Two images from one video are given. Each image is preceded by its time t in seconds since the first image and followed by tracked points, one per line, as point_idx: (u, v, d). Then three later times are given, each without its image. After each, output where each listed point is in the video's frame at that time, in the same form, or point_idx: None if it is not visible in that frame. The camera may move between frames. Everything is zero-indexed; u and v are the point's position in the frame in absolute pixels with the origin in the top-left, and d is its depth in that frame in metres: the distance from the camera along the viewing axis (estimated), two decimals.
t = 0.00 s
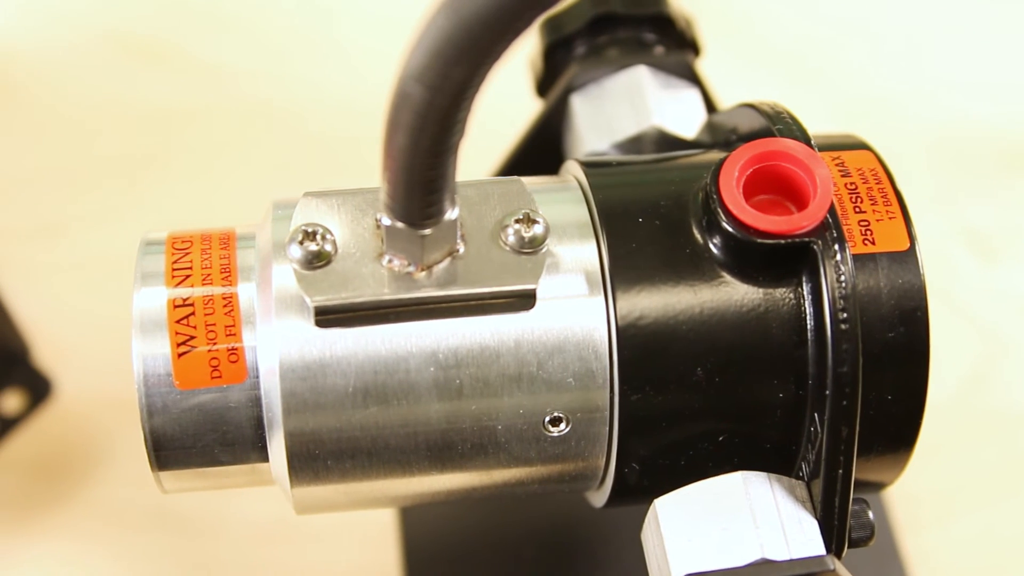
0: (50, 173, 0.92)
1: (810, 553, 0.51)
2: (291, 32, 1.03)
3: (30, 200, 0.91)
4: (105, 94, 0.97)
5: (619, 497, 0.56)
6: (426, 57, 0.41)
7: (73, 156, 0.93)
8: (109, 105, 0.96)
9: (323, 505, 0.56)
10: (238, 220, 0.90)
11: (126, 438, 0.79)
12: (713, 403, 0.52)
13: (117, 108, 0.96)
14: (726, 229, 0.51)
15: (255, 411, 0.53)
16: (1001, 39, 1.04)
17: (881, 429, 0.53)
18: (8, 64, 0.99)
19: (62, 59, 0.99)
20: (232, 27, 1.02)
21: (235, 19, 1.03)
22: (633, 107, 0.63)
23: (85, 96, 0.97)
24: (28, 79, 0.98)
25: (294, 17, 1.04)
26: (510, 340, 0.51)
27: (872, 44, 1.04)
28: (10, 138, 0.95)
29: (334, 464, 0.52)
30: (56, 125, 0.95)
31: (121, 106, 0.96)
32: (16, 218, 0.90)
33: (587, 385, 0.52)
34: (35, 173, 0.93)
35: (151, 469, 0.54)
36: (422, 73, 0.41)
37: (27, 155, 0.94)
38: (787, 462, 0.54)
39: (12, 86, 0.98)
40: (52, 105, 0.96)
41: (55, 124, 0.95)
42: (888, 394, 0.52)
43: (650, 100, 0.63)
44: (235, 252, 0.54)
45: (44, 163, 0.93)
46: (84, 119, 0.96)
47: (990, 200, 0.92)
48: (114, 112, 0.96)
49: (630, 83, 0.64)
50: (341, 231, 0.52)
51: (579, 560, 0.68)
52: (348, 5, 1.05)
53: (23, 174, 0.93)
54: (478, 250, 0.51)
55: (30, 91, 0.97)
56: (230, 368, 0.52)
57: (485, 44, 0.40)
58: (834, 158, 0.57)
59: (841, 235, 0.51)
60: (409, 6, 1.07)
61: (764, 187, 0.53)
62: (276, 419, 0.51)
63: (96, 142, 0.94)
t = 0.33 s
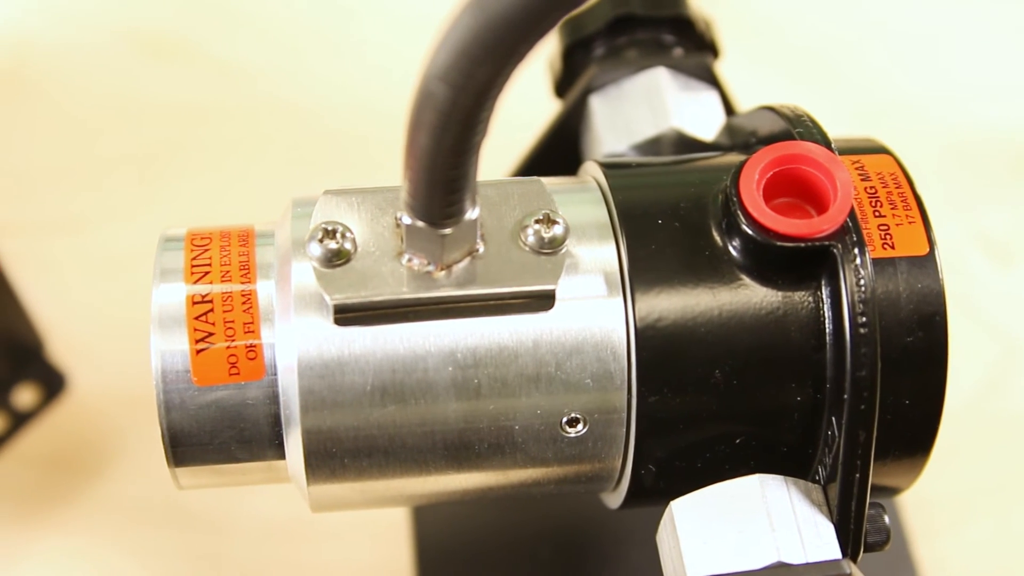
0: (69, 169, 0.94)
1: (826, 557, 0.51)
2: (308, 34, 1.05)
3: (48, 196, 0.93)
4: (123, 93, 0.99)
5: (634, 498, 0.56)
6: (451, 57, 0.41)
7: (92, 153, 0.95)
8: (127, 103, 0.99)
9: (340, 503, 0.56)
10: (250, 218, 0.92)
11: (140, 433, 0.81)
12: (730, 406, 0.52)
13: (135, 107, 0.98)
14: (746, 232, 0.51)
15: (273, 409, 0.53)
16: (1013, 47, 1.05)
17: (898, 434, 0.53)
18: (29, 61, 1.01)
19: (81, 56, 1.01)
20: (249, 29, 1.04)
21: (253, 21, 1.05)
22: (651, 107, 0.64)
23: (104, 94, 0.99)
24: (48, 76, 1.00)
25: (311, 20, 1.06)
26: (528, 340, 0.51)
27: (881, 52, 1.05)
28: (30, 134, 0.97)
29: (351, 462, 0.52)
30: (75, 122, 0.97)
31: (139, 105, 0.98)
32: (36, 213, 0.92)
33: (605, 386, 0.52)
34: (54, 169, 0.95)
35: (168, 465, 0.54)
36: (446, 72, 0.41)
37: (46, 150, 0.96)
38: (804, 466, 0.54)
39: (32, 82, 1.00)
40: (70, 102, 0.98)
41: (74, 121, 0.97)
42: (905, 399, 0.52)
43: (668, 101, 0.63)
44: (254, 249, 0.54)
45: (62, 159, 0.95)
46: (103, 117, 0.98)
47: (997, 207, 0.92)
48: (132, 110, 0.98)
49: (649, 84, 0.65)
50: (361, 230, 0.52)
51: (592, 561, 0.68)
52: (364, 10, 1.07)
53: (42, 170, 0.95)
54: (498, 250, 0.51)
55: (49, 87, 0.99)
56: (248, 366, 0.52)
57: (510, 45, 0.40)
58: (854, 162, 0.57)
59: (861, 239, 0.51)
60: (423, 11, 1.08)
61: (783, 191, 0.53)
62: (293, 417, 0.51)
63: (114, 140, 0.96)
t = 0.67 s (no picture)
0: (87, 166, 0.96)
1: (841, 561, 0.51)
2: (323, 34, 1.06)
3: (68, 192, 0.95)
4: (142, 91, 1.01)
5: (649, 500, 0.56)
6: (475, 56, 0.41)
7: (110, 150, 0.97)
8: (145, 102, 1.00)
9: (355, 502, 0.56)
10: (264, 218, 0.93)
11: (154, 428, 0.83)
12: (747, 409, 0.52)
13: (153, 106, 1.00)
14: (765, 235, 0.51)
15: (290, 406, 0.53)
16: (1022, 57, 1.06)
17: (915, 439, 0.53)
18: (47, 57, 1.02)
19: (99, 53, 1.02)
20: (266, 28, 1.06)
21: (270, 20, 1.06)
22: (670, 109, 0.64)
23: (121, 92, 1.00)
24: (67, 74, 1.02)
25: (326, 20, 1.07)
26: (546, 341, 0.51)
27: (889, 60, 1.06)
28: (48, 130, 0.98)
29: (367, 460, 0.52)
30: (93, 119, 0.99)
31: (157, 103, 1.00)
32: (54, 209, 0.94)
33: (622, 388, 0.52)
34: (73, 165, 0.96)
35: (184, 461, 0.54)
36: (471, 72, 0.41)
37: (63, 146, 0.97)
38: (820, 470, 0.54)
39: (51, 81, 1.01)
40: (89, 99, 1.00)
41: (92, 118, 0.99)
42: (923, 403, 0.52)
43: (687, 102, 0.64)
44: (273, 247, 0.54)
45: (80, 156, 0.97)
46: (121, 114, 0.99)
47: (1010, 216, 0.94)
48: (151, 108, 1.00)
49: (668, 85, 0.65)
50: (379, 229, 0.52)
51: (604, 562, 0.68)
52: (378, 12, 1.08)
53: (60, 166, 0.96)
54: (517, 250, 0.51)
55: (67, 86, 1.01)
56: (266, 363, 0.52)
57: (534, 44, 0.40)
58: (873, 166, 0.57)
59: (880, 243, 0.51)
60: (438, 12, 1.09)
61: (803, 194, 0.53)
62: (310, 415, 0.51)
63: (132, 138, 0.98)
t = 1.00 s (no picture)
0: (100, 162, 0.96)
1: (856, 565, 0.50)
2: (337, 31, 1.06)
3: (81, 187, 0.95)
4: (157, 87, 1.01)
5: (665, 502, 0.56)
6: (499, 56, 0.41)
7: (124, 145, 0.97)
8: (160, 98, 1.00)
9: (371, 500, 0.56)
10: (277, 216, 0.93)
11: (167, 425, 0.83)
12: (763, 412, 0.52)
13: (168, 102, 1.00)
14: (784, 237, 0.51)
15: (306, 404, 0.53)
16: None
17: (931, 443, 0.53)
18: (62, 51, 1.03)
19: (113, 50, 1.03)
20: (280, 25, 1.06)
21: (285, 17, 1.06)
22: (688, 109, 0.64)
23: (135, 88, 1.01)
24: (80, 71, 1.02)
25: (341, 18, 1.07)
26: (564, 341, 0.51)
27: (901, 63, 1.06)
28: (61, 125, 0.98)
29: (383, 459, 0.52)
30: (106, 115, 0.99)
31: (171, 100, 1.00)
32: (68, 204, 0.94)
33: (639, 390, 0.52)
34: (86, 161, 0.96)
35: (199, 458, 0.54)
36: (492, 72, 0.41)
37: (77, 142, 0.97)
38: (835, 474, 0.54)
39: (65, 77, 1.01)
40: (103, 95, 1.00)
41: (107, 113, 0.99)
42: (940, 408, 0.52)
43: (705, 103, 0.64)
44: (291, 244, 0.54)
45: (94, 151, 0.97)
46: (135, 110, 0.99)
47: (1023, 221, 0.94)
48: (165, 105, 1.00)
49: (685, 87, 0.65)
50: (397, 227, 0.52)
51: (618, 563, 0.68)
52: (392, 11, 1.08)
53: (74, 161, 0.96)
54: (536, 250, 0.51)
55: (81, 82, 1.01)
56: (283, 361, 0.52)
57: (558, 44, 0.40)
58: (892, 169, 0.56)
59: (899, 247, 0.51)
60: (452, 11, 1.09)
61: (822, 197, 0.53)
62: (327, 413, 0.51)
63: (146, 134, 0.98)
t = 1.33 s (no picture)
0: (114, 157, 0.96)
1: (870, 569, 0.50)
2: (351, 30, 1.06)
3: (94, 182, 0.95)
4: (171, 84, 1.01)
5: (679, 504, 0.56)
6: (521, 55, 0.41)
7: (138, 142, 0.97)
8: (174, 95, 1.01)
9: (385, 499, 0.56)
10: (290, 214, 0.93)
11: (180, 421, 0.83)
12: (779, 415, 0.52)
13: (182, 98, 1.00)
14: (801, 240, 0.51)
15: (321, 402, 0.53)
16: None
17: (947, 448, 0.53)
18: (77, 46, 1.03)
19: (128, 47, 1.03)
20: (295, 23, 1.06)
21: (299, 15, 1.07)
22: (704, 111, 0.64)
23: (150, 86, 1.01)
24: (95, 67, 1.02)
25: (355, 17, 1.07)
26: (580, 342, 0.51)
27: (916, 67, 1.06)
28: (75, 120, 0.98)
29: (397, 458, 0.52)
30: (120, 111, 0.99)
31: (185, 97, 1.00)
32: (81, 199, 0.94)
33: (655, 391, 0.52)
34: (99, 158, 0.96)
35: (214, 455, 0.54)
36: (514, 71, 0.41)
37: (91, 139, 0.97)
38: (849, 477, 0.54)
39: (79, 74, 1.01)
40: (118, 91, 1.00)
41: (121, 109, 0.99)
42: (955, 413, 0.52)
43: (722, 105, 0.64)
44: (308, 242, 0.54)
45: (108, 147, 0.97)
46: (149, 107, 1.00)
47: None
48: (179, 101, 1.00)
49: (703, 89, 0.65)
50: (414, 226, 0.52)
51: (631, 565, 0.68)
52: (406, 10, 1.08)
53: (88, 156, 0.96)
54: (553, 251, 0.51)
55: (95, 79, 1.01)
56: (299, 359, 0.52)
57: (580, 43, 0.40)
58: (910, 173, 0.56)
59: (917, 251, 0.51)
60: (467, 11, 1.09)
61: (839, 200, 0.53)
62: (342, 411, 0.51)
63: (159, 130, 0.98)
